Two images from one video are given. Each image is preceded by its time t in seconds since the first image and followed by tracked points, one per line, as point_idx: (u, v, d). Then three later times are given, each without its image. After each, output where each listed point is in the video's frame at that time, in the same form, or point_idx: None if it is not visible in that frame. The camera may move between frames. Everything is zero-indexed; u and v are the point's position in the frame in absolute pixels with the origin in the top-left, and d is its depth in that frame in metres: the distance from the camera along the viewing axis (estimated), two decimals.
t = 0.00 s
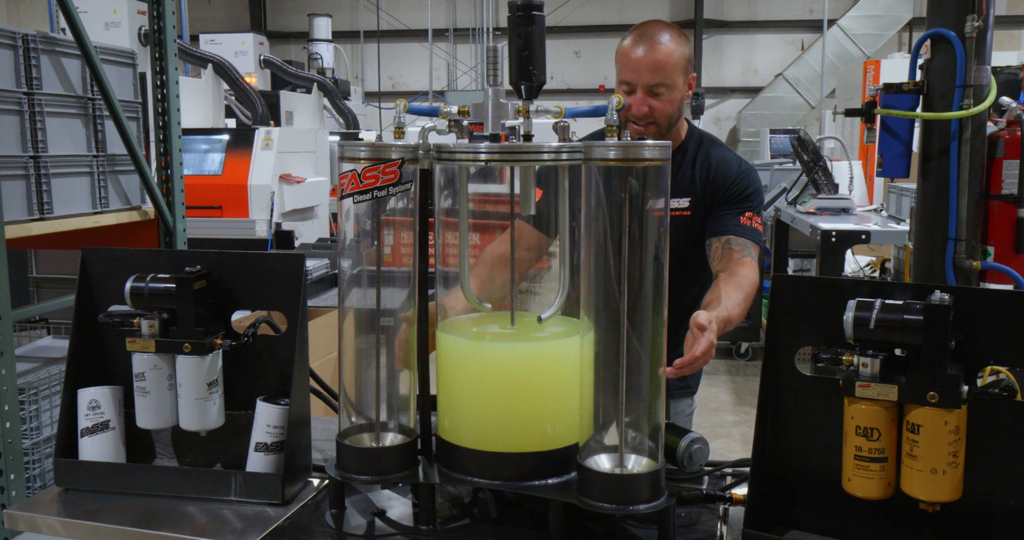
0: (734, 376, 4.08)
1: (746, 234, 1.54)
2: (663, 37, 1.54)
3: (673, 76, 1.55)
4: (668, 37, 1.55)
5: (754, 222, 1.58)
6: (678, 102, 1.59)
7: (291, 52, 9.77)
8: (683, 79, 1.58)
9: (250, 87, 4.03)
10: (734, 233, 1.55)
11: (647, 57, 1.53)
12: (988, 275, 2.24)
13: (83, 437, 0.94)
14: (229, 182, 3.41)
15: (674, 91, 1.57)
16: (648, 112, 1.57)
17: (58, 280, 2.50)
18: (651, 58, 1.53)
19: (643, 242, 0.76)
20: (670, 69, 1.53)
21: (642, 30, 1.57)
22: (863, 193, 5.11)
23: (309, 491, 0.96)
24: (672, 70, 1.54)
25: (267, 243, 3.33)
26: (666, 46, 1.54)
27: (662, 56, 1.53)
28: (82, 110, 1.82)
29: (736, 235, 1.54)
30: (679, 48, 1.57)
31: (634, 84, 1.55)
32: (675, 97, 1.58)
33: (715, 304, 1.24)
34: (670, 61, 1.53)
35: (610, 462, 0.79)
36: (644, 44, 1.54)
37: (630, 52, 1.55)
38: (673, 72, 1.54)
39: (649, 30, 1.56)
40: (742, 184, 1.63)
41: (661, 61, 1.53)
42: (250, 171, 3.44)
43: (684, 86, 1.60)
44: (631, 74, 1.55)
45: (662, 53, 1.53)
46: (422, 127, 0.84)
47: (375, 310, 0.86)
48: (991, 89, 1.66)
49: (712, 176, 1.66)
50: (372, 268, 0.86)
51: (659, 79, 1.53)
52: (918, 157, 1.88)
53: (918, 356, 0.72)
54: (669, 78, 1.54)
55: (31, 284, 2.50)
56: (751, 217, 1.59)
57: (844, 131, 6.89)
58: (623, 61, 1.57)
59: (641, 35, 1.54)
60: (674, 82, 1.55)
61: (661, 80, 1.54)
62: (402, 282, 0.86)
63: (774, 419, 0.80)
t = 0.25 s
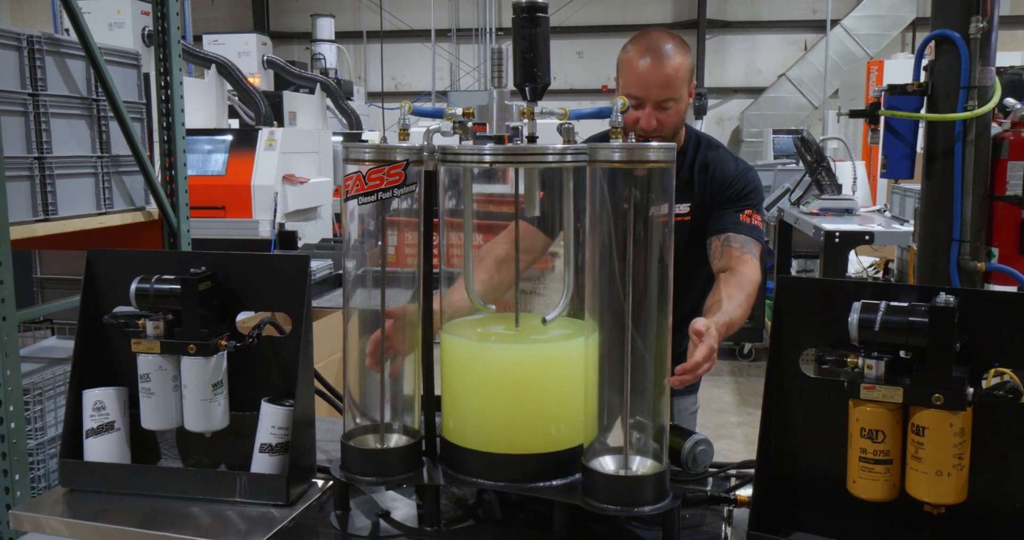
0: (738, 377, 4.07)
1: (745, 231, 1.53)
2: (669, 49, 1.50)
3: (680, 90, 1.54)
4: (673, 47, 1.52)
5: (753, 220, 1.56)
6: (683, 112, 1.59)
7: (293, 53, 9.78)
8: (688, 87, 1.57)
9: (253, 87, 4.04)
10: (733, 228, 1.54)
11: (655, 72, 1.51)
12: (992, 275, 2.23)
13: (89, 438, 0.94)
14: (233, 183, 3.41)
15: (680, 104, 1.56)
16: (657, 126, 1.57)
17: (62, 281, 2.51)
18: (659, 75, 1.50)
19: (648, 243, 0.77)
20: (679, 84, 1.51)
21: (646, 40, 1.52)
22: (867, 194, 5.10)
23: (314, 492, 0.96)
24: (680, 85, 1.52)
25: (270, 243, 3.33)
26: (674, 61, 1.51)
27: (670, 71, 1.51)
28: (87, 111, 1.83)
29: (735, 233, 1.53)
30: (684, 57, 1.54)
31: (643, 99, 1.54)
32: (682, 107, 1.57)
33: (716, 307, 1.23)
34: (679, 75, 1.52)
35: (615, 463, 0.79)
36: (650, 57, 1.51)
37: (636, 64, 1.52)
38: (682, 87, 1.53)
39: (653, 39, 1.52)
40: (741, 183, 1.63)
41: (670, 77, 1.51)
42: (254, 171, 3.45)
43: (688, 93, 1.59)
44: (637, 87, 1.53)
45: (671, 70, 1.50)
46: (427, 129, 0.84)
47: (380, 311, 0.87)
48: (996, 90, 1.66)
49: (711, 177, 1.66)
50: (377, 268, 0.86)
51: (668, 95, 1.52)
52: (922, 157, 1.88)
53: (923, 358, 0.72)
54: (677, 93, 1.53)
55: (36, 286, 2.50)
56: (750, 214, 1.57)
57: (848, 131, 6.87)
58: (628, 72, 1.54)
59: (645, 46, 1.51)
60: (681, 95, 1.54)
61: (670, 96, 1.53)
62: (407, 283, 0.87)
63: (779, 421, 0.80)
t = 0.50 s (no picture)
0: (742, 378, 4.07)
1: (747, 233, 1.52)
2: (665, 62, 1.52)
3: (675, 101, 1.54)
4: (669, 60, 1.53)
5: (753, 222, 1.56)
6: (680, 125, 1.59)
7: (296, 53, 9.79)
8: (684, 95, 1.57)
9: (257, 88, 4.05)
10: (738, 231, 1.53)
11: (651, 86, 1.51)
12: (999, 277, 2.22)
13: (95, 440, 0.94)
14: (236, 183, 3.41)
15: (677, 116, 1.56)
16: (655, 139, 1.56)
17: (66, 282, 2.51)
18: (655, 90, 1.51)
19: (659, 245, 0.77)
20: (674, 98, 1.52)
21: (642, 53, 1.54)
22: (871, 194, 5.09)
23: (322, 495, 0.95)
24: (676, 97, 1.53)
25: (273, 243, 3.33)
26: (669, 74, 1.52)
27: (665, 84, 1.51)
28: (92, 112, 1.83)
29: (736, 237, 1.52)
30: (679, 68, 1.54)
31: (640, 113, 1.54)
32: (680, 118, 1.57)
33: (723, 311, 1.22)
34: (674, 88, 1.52)
35: (625, 466, 0.79)
36: (646, 71, 1.52)
37: (632, 78, 1.53)
38: (678, 99, 1.53)
39: (649, 52, 1.53)
40: (738, 185, 1.63)
41: (665, 91, 1.52)
42: (257, 171, 3.45)
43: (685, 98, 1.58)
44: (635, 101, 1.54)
45: (667, 84, 1.51)
46: (435, 130, 0.84)
47: (387, 312, 0.86)
48: (1004, 91, 1.65)
49: (707, 181, 1.66)
50: (384, 268, 0.86)
51: (664, 109, 1.53)
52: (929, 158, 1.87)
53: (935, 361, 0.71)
54: (673, 106, 1.53)
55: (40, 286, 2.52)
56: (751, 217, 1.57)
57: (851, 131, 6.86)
58: (627, 85, 1.54)
59: (642, 60, 1.52)
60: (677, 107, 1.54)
61: (666, 110, 1.53)
62: (415, 283, 0.87)
63: (789, 423, 0.79)
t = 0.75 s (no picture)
0: (745, 379, 4.06)
1: (751, 242, 1.67)
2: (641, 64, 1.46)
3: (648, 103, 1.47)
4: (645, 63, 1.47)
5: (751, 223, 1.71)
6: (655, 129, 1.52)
7: (298, 53, 9.79)
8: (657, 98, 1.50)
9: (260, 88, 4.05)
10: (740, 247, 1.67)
11: (622, 88, 1.45)
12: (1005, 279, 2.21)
13: (104, 445, 0.94)
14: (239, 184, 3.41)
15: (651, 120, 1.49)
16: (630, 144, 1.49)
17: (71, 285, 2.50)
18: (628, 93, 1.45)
19: (672, 250, 0.77)
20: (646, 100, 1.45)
21: (616, 55, 1.48)
22: (874, 195, 5.08)
23: (331, 500, 0.95)
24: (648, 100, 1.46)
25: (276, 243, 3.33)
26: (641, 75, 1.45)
27: (637, 85, 1.45)
28: (97, 114, 1.82)
29: (746, 248, 1.67)
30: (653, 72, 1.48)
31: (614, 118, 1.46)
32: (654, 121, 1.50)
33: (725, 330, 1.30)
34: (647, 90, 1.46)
35: (637, 471, 0.79)
36: (619, 73, 1.45)
37: (605, 82, 1.46)
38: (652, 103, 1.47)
39: (623, 54, 1.47)
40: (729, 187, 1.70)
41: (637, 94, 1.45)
42: (260, 172, 3.45)
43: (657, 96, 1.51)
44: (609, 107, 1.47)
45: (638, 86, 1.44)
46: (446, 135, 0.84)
47: (398, 314, 0.86)
48: (1015, 95, 1.57)
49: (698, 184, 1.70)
50: (394, 271, 0.85)
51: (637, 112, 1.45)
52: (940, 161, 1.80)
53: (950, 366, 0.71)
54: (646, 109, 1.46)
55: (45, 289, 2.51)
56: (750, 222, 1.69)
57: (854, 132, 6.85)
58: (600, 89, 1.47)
59: (615, 61, 1.45)
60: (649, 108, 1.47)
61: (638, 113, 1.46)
62: (425, 285, 0.86)
63: (803, 428, 0.79)
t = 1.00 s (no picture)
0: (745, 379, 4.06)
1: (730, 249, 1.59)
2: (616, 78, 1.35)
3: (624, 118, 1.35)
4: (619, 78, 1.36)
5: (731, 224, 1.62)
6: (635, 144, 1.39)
7: (296, 52, 9.77)
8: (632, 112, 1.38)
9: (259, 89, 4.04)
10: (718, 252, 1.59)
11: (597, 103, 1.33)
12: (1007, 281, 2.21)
13: (110, 449, 0.93)
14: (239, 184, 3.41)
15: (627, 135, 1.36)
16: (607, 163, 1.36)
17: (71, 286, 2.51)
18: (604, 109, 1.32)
19: (683, 253, 0.77)
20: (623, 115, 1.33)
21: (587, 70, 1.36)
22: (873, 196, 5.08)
23: (338, 504, 0.95)
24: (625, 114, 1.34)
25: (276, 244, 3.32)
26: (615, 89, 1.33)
27: (612, 101, 1.33)
28: (100, 115, 1.82)
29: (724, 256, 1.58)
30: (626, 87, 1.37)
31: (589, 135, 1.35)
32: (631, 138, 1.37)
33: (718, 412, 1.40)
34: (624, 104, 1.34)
35: (648, 475, 0.78)
36: (594, 87, 1.34)
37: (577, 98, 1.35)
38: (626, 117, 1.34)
39: (595, 69, 1.36)
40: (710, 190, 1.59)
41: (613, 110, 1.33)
42: (260, 172, 3.44)
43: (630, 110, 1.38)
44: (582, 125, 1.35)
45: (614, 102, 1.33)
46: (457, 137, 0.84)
47: (406, 317, 0.86)
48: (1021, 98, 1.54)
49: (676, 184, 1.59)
50: (405, 273, 0.85)
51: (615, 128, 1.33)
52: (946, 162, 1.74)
53: (964, 370, 0.70)
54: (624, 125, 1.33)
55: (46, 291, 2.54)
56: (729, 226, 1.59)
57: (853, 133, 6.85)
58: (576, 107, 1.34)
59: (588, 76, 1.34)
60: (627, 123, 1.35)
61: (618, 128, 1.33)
62: (434, 287, 0.86)
63: (814, 432, 0.79)
